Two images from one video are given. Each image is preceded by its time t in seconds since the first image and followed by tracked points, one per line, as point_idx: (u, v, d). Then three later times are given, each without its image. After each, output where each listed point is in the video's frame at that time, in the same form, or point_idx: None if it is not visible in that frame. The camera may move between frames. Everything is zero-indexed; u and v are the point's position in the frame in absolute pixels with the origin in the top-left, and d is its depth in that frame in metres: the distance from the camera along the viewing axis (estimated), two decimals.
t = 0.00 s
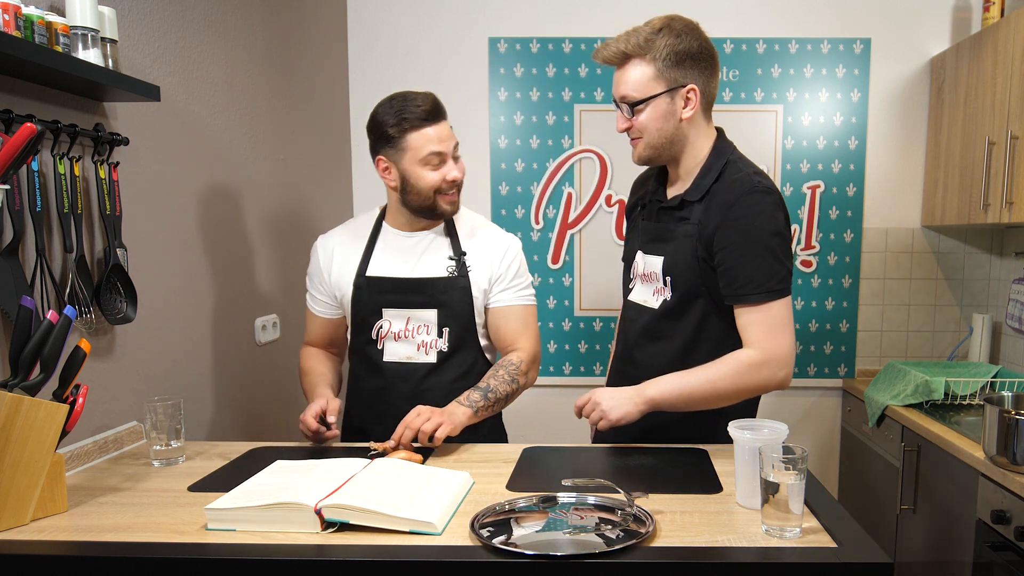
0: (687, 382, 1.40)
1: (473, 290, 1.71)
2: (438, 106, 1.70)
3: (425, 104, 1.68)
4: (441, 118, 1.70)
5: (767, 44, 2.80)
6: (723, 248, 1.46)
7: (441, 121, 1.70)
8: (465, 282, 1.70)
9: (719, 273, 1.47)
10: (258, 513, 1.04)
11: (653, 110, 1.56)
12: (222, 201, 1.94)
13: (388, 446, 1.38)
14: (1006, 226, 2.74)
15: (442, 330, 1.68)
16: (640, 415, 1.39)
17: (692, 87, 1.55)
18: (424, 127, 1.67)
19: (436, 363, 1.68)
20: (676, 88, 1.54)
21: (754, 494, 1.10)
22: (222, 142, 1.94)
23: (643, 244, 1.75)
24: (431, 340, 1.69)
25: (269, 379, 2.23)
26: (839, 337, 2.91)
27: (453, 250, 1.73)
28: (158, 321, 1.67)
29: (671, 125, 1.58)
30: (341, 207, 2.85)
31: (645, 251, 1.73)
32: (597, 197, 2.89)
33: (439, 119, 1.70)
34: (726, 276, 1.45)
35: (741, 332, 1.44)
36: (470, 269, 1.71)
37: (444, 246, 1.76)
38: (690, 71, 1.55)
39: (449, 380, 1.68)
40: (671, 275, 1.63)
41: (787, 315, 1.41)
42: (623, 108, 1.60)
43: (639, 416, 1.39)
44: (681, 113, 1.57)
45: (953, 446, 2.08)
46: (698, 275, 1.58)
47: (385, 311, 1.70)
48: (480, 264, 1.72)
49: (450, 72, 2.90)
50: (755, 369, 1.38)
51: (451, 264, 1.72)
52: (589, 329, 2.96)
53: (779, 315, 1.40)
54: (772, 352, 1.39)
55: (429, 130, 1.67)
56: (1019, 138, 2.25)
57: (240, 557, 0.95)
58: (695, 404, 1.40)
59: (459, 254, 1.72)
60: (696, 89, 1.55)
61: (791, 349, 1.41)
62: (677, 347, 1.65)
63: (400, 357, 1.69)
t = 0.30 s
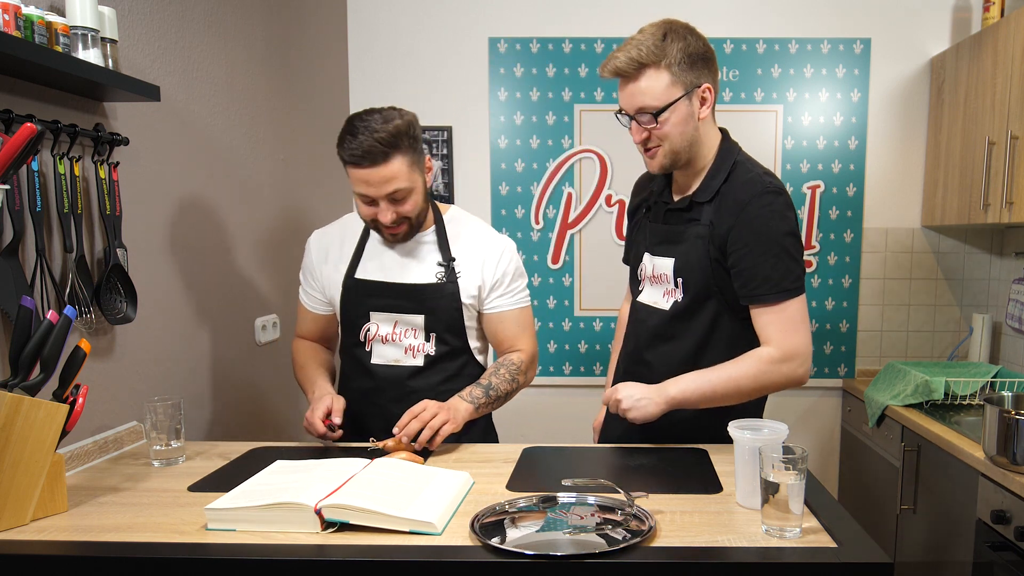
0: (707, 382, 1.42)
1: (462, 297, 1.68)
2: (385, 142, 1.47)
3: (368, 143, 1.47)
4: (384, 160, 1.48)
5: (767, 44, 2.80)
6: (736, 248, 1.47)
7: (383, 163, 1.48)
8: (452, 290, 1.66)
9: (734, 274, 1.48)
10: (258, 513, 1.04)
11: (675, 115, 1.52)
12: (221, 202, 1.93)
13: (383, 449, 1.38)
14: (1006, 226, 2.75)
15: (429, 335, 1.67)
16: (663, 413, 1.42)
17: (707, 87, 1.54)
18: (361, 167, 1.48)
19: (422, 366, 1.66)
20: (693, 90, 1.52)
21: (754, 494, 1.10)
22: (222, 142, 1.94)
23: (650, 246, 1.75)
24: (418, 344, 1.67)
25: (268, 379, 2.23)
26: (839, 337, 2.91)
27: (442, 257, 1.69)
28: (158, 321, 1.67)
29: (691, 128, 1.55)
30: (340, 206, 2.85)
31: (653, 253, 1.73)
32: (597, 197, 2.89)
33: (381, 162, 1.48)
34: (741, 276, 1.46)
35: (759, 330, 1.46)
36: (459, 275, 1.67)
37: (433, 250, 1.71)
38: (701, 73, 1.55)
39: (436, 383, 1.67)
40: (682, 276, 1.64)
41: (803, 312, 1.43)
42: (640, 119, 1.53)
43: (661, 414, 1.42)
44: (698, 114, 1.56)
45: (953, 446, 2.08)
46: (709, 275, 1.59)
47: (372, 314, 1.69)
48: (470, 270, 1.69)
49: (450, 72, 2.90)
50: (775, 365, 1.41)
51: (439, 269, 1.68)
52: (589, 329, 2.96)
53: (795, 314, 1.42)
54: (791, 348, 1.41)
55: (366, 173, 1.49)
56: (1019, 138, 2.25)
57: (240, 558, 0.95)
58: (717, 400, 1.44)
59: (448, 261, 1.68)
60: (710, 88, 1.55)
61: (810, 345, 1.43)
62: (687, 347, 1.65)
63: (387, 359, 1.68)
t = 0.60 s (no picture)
0: (717, 382, 1.44)
1: (456, 300, 1.67)
2: (367, 150, 1.46)
3: (350, 152, 1.46)
4: (366, 169, 1.47)
5: (767, 44, 2.80)
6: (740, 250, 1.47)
7: (366, 172, 1.47)
8: (446, 293, 1.65)
9: (738, 277, 1.48)
10: (257, 513, 1.04)
11: (677, 124, 1.51)
12: (221, 202, 1.93)
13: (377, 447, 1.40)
14: (1006, 226, 2.75)
15: (423, 337, 1.66)
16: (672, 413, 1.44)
17: (708, 93, 1.53)
18: (344, 176, 1.47)
19: (416, 368, 1.66)
20: (694, 98, 1.51)
21: (754, 494, 1.10)
22: (222, 142, 1.94)
23: (654, 247, 1.75)
24: (412, 346, 1.67)
25: (268, 379, 2.23)
26: (839, 337, 2.92)
27: (435, 259, 1.68)
28: (158, 321, 1.67)
29: (692, 135, 1.54)
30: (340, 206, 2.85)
31: (656, 254, 1.74)
32: (597, 197, 2.89)
33: (364, 170, 1.47)
34: (745, 279, 1.46)
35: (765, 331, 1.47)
36: (452, 278, 1.67)
37: (427, 252, 1.70)
38: (703, 79, 1.54)
39: (431, 385, 1.67)
40: (685, 278, 1.64)
41: (809, 313, 1.44)
42: (641, 128, 1.53)
43: (670, 414, 1.44)
44: (699, 120, 1.55)
45: (953, 446, 2.08)
46: (712, 278, 1.58)
47: (366, 317, 1.69)
48: (464, 272, 1.68)
49: (450, 72, 2.90)
50: (782, 366, 1.41)
51: (432, 272, 1.68)
52: (589, 329, 2.96)
53: (801, 315, 1.43)
54: (798, 350, 1.42)
55: (349, 183, 1.48)
56: (1019, 138, 2.25)
57: (240, 558, 0.95)
58: (726, 401, 1.46)
59: (440, 263, 1.67)
60: (712, 95, 1.54)
61: (817, 346, 1.44)
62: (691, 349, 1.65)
63: (382, 362, 1.68)
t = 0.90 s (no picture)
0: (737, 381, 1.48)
1: (457, 299, 1.66)
2: (360, 153, 1.46)
3: (342, 156, 1.46)
4: (359, 172, 1.46)
5: (767, 44, 2.80)
6: (745, 254, 1.50)
7: (359, 174, 1.47)
8: (446, 293, 1.65)
9: (743, 280, 1.51)
10: (258, 513, 1.04)
11: (672, 140, 1.51)
12: (221, 202, 1.94)
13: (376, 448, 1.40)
14: (1006, 226, 2.74)
15: (424, 338, 1.67)
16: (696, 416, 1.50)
17: (701, 109, 1.55)
18: (339, 180, 1.47)
19: (417, 368, 1.67)
20: (689, 114, 1.52)
21: (754, 494, 1.10)
22: (222, 142, 1.94)
23: (650, 253, 1.75)
24: (414, 346, 1.67)
25: (268, 379, 2.23)
26: (839, 337, 2.92)
27: (436, 259, 1.68)
28: (158, 321, 1.67)
29: (687, 150, 1.55)
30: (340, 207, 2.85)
31: (653, 261, 1.74)
32: (597, 198, 2.89)
33: (358, 173, 1.47)
34: (752, 281, 1.49)
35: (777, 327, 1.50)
36: (452, 278, 1.66)
37: (427, 251, 1.70)
38: (698, 93, 1.54)
39: (431, 386, 1.67)
40: (687, 283, 1.64)
41: (817, 306, 1.48)
42: (637, 144, 1.53)
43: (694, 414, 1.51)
44: (693, 135, 1.56)
45: (954, 447, 2.08)
46: (715, 283, 1.60)
47: (367, 317, 1.69)
48: (464, 271, 1.67)
49: (450, 72, 2.90)
50: (797, 360, 1.45)
51: (433, 272, 1.67)
52: (589, 329, 2.96)
53: (811, 308, 1.47)
54: (809, 343, 1.46)
55: (343, 187, 1.48)
56: (1019, 138, 2.24)
57: (240, 558, 0.95)
58: (747, 400, 1.50)
59: (440, 263, 1.66)
60: (705, 110, 1.56)
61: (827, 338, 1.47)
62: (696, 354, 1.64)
63: (383, 362, 1.69)
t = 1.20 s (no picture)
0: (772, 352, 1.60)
1: (456, 299, 1.66)
2: (351, 155, 1.46)
3: (332, 159, 1.46)
4: (351, 174, 1.46)
5: (767, 44, 2.80)
6: (749, 240, 1.66)
7: (352, 176, 1.47)
8: (445, 293, 1.65)
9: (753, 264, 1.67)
10: (257, 513, 1.04)
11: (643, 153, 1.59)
12: (222, 202, 1.94)
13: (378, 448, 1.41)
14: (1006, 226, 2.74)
15: (424, 338, 1.66)
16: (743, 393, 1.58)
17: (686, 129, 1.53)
18: (332, 183, 1.48)
19: (417, 368, 1.67)
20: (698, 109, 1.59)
21: (754, 494, 1.10)
22: (222, 142, 1.94)
23: (639, 256, 1.76)
24: (414, 347, 1.67)
25: (268, 379, 2.23)
26: (839, 337, 2.91)
27: (435, 259, 1.67)
28: (158, 321, 1.67)
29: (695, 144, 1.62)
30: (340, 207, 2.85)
31: (643, 264, 1.76)
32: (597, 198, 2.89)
33: (350, 176, 1.47)
34: (757, 263, 1.67)
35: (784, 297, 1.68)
36: (452, 278, 1.65)
37: (427, 251, 1.69)
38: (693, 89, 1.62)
39: (432, 386, 1.67)
40: (691, 277, 1.71)
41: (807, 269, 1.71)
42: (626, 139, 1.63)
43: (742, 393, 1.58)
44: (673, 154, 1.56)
45: (954, 447, 2.08)
46: (719, 272, 1.70)
47: (367, 318, 1.69)
48: (463, 271, 1.66)
49: (450, 72, 2.90)
50: (812, 319, 1.65)
51: (432, 272, 1.67)
52: (589, 328, 2.96)
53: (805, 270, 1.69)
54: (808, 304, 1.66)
55: (335, 189, 1.48)
56: (1019, 138, 2.24)
57: (240, 558, 0.95)
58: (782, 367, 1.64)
59: (440, 263, 1.66)
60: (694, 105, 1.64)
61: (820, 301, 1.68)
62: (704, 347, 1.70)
63: (383, 362, 1.69)
